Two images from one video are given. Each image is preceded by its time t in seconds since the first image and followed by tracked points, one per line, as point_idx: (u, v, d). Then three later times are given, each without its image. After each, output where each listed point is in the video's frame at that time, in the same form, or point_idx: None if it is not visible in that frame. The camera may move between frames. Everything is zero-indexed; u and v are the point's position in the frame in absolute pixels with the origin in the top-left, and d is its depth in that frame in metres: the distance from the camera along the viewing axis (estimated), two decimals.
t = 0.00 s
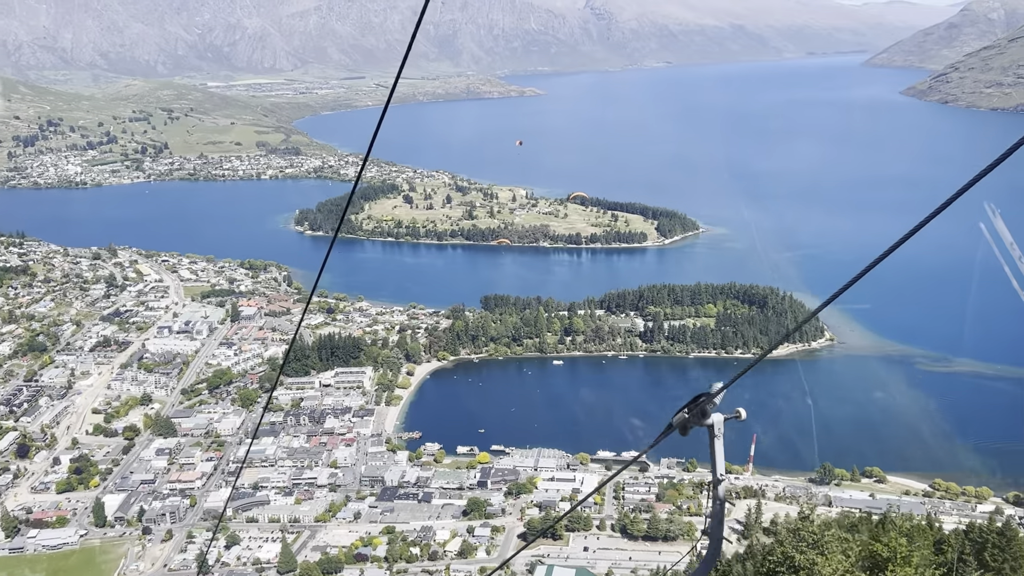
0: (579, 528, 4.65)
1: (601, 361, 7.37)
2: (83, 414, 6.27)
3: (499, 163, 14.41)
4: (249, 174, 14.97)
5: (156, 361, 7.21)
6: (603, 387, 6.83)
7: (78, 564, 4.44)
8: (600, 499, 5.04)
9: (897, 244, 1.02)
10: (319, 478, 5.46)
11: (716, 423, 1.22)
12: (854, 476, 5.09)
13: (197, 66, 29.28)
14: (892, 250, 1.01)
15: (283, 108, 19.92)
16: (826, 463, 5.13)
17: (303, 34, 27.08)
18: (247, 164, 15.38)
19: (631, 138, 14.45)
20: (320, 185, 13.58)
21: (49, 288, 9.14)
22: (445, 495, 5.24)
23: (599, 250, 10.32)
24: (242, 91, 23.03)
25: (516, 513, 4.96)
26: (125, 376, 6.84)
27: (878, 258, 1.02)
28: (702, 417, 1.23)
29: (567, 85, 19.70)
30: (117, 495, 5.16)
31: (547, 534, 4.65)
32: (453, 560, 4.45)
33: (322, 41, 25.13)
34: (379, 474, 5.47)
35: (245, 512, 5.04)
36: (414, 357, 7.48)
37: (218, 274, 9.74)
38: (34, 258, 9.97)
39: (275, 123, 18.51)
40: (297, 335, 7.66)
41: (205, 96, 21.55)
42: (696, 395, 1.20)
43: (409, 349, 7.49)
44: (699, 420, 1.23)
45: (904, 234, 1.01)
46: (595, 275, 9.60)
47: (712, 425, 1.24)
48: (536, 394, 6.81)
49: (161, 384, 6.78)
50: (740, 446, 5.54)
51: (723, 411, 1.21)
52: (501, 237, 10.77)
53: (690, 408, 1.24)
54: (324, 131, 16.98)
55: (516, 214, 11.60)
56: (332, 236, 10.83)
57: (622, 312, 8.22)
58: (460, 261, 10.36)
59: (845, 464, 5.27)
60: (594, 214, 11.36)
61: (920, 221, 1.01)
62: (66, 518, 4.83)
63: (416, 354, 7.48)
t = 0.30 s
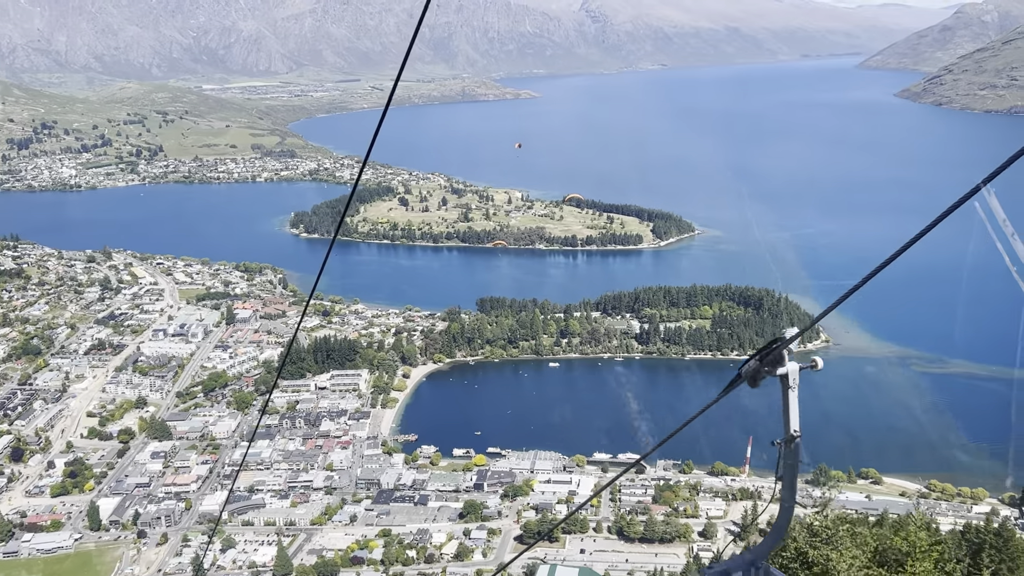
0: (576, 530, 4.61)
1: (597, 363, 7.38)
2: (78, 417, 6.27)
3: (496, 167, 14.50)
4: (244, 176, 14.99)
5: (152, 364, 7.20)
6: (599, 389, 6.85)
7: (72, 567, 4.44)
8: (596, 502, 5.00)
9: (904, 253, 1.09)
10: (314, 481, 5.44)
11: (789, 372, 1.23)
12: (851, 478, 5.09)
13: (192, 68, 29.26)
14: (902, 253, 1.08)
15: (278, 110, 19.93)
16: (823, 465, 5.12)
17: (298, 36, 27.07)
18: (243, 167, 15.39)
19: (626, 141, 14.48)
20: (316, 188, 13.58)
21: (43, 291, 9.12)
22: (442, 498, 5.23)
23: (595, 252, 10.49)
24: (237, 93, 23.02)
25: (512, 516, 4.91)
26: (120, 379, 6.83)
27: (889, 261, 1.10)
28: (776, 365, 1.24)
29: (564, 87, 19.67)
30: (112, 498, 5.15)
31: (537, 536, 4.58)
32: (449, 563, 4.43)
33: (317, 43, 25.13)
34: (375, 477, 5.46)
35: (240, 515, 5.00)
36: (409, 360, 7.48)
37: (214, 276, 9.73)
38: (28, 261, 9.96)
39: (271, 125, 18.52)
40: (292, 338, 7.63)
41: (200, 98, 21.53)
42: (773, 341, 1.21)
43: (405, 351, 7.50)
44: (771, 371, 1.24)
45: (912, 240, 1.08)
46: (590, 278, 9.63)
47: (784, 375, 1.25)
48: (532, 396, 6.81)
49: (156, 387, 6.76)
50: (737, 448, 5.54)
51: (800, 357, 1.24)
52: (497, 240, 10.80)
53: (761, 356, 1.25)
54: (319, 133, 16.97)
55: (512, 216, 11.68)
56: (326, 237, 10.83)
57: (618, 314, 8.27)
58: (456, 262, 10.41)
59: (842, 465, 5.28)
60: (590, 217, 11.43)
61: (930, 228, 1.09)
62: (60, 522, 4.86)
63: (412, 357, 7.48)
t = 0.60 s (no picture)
0: (572, 531, 4.57)
1: (594, 363, 7.39)
2: (74, 419, 6.27)
3: (494, 169, 14.54)
4: (240, 177, 15.02)
5: (147, 365, 7.19)
6: (595, 389, 6.84)
7: (67, 569, 4.43)
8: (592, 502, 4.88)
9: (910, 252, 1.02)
10: (311, 482, 5.43)
11: (891, 298, 0.90)
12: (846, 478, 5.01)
13: (187, 68, 29.22)
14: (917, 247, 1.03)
15: (273, 111, 19.96)
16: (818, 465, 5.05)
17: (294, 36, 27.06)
18: (238, 168, 15.37)
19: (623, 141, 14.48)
20: (311, 188, 13.55)
21: (39, 292, 9.10)
22: (438, 498, 5.23)
23: (589, 251, 10.70)
24: (232, 93, 23.00)
25: (509, 517, 4.89)
26: (116, 380, 6.81)
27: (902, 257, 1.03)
28: (871, 290, 0.91)
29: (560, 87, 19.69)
30: (108, 499, 5.15)
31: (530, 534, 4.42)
32: (445, 563, 4.41)
33: (312, 44, 25.13)
34: (371, 478, 5.46)
35: (236, 516, 4.97)
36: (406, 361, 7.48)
37: (209, 277, 9.72)
38: (23, 262, 9.94)
39: (266, 126, 18.50)
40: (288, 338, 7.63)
41: (196, 99, 21.49)
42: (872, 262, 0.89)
43: (401, 352, 7.51)
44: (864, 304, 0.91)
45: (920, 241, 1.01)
46: (587, 279, 9.62)
47: (880, 306, 0.91)
48: (529, 396, 6.82)
49: (152, 388, 6.75)
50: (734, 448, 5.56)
51: (896, 289, 0.94)
52: (493, 240, 10.89)
53: (858, 282, 0.93)
54: (314, 134, 16.99)
55: (508, 216, 11.74)
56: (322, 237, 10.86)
57: (614, 315, 8.31)
58: (452, 264, 10.46)
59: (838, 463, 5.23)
60: (586, 216, 11.67)
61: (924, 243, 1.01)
62: (55, 524, 4.85)
63: (408, 357, 7.49)
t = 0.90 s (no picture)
0: (569, 529, 4.61)
1: (591, 362, 7.38)
2: (70, 419, 6.26)
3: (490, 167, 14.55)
4: (236, 176, 15.04)
5: (144, 364, 7.17)
6: (591, 387, 6.82)
7: (64, 569, 4.41)
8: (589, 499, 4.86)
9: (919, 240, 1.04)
10: (308, 481, 5.42)
11: None
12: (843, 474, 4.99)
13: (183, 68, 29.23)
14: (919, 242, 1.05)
15: (269, 110, 19.96)
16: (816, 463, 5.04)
17: (290, 36, 27.05)
18: (234, 167, 15.36)
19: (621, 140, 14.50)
20: (307, 187, 13.52)
21: (34, 291, 9.08)
22: (435, 497, 5.23)
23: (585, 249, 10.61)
24: (229, 92, 23.01)
25: (507, 514, 4.93)
26: (112, 380, 6.79)
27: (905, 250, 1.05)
28: (1003, 186, 0.72)
29: (556, 86, 19.71)
30: (104, 499, 5.13)
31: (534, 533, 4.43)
32: (442, 561, 4.40)
33: (308, 42, 25.00)
34: (368, 477, 5.46)
35: (234, 515, 4.97)
36: (402, 359, 7.48)
37: (205, 276, 9.71)
38: (18, 261, 9.92)
39: (262, 125, 18.50)
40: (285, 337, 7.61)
41: (191, 98, 21.47)
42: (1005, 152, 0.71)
43: (398, 351, 7.50)
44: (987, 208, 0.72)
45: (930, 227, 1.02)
46: (583, 278, 9.61)
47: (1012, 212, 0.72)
48: (526, 394, 6.83)
49: (148, 387, 6.74)
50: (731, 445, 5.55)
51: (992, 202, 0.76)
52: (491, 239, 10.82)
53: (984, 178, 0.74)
54: (310, 133, 17.00)
55: (505, 216, 11.60)
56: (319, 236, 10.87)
57: (611, 313, 8.31)
58: (448, 260, 10.37)
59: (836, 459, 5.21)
60: (583, 215, 11.58)
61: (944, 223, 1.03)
62: (52, 523, 4.84)
63: (405, 356, 7.49)
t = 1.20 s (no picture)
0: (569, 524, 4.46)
1: (588, 360, 7.40)
2: (67, 416, 6.26)
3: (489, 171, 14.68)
4: (233, 173, 15.07)
5: (140, 362, 7.16)
6: (589, 386, 6.82)
7: (62, 566, 4.41)
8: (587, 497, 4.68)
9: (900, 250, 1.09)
10: (305, 478, 5.39)
11: None
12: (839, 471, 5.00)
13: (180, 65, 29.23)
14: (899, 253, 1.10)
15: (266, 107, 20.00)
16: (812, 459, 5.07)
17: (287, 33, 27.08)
18: (231, 165, 15.36)
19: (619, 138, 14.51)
20: (303, 184, 13.50)
21: (31, 289, 9.06)
22: (432, 495, 5.24)
23: (584, 248, 10.71)
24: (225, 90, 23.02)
25: (504, 512, 4.81)
26: (109, 378, 6.86)
27: (888, 258, 1.11)
28: None
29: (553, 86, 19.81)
30: (100, 498, 5.12)
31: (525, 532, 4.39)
32: (440, 559, 4.40)
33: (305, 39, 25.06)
34: (366, 474, 5.47)
35: (230, 512, 4.65)
36: (400, 357, 7.49)
37: (202, 274, 9.71)
38: (15, 259, 9.92)
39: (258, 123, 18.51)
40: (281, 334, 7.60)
41: (188, 95, 21.46)
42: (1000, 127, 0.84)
43: (395, 348, 7.51)
44: None
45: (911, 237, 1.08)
46: (580, 276, 9.61)
47: None
48: (523, 391, 6.87)
49: (145, 385, 6.73)
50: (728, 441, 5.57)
51: None
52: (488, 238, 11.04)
53: None
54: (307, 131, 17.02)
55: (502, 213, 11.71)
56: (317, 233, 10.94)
57: (607, 311, 8.35)
58: (446, 261, 10.50)
59: (833, 458, 5.22)
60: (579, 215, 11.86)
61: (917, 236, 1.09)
62: (49, 522, 4.84)
63: (402, 354, 7.50)
